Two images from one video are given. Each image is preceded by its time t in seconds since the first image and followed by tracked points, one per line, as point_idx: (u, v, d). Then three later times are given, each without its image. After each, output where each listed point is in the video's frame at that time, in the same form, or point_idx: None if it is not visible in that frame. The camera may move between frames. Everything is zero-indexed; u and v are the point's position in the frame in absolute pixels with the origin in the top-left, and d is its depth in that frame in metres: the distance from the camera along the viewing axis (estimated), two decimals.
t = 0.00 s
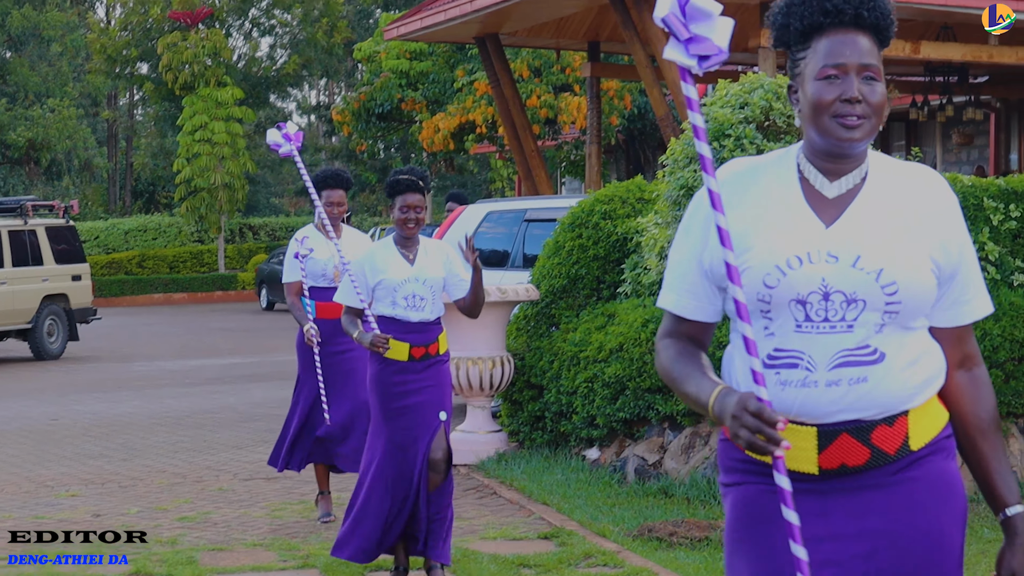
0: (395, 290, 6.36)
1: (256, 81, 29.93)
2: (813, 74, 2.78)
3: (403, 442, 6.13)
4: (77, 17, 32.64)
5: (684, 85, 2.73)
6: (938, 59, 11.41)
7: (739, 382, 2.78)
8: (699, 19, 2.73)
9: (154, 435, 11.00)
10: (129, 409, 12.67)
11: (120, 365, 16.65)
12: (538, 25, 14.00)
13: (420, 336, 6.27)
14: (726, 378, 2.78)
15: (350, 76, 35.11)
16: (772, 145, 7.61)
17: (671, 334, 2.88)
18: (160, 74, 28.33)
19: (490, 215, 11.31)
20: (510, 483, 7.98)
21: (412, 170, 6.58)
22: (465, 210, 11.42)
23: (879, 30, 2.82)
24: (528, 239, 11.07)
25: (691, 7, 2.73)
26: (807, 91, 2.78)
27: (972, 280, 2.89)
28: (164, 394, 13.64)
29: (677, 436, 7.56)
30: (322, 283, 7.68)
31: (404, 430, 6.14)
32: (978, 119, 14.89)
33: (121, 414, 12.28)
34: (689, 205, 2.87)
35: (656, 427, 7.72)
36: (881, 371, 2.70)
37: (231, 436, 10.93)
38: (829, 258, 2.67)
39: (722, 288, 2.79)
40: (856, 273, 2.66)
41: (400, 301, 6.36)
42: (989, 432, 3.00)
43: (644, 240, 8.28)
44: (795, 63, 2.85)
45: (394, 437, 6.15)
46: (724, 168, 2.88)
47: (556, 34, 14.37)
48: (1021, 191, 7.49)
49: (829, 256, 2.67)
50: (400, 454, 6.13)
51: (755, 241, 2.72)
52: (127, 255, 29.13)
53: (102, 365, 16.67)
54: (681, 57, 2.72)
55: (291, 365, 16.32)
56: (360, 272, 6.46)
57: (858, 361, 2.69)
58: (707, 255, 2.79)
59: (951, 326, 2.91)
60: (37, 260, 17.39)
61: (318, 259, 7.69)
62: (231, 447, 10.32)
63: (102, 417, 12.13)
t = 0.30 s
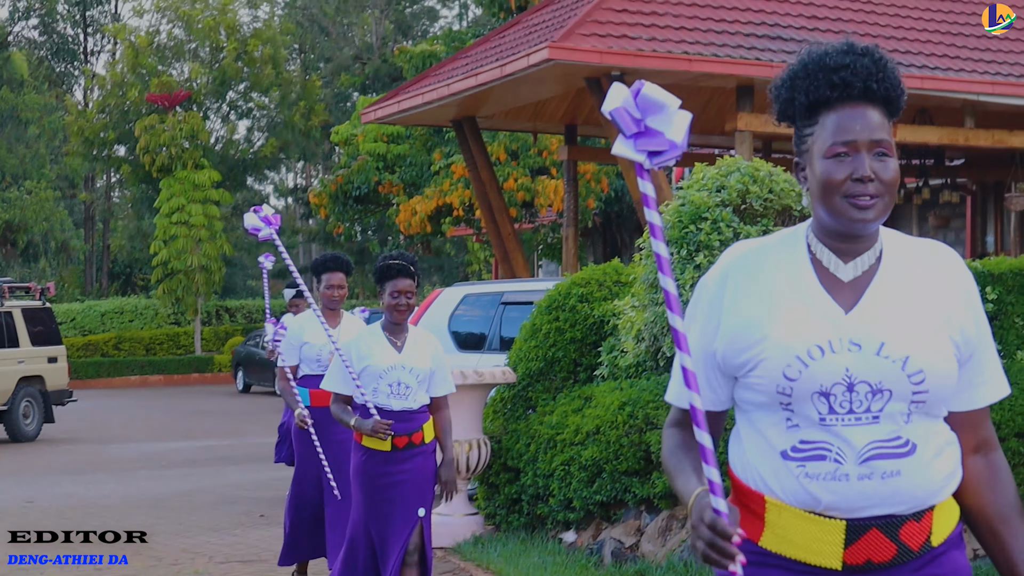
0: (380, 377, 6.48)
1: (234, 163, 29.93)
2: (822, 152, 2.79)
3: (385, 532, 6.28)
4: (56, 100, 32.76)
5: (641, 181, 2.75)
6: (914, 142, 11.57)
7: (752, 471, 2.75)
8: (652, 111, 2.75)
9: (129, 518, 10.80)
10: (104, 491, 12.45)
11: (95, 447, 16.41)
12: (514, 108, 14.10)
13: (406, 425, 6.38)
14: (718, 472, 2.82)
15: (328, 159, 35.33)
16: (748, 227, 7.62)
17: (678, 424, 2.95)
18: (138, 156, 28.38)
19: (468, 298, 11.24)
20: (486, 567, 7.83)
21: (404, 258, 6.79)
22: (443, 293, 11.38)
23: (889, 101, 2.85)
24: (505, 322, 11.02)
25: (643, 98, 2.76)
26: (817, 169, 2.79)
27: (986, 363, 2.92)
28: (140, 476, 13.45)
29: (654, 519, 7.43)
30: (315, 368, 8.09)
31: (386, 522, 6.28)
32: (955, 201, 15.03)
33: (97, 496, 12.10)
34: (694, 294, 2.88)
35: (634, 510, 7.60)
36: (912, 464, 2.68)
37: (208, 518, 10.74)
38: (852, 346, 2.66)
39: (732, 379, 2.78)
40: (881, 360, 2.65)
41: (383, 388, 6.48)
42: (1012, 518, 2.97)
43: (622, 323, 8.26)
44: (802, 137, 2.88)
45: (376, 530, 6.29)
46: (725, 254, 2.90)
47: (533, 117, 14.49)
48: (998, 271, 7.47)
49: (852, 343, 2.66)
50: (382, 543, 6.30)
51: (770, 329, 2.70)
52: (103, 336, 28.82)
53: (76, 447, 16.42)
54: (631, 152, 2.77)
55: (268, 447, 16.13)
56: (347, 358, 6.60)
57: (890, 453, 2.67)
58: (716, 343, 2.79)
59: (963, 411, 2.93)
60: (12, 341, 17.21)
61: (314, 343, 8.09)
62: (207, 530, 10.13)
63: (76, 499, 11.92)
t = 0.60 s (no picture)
0: (352, 399, 6.51)
1: (197, 188, 29.77)
2: (796, 165, 2.74)
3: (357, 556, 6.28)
4: (18, 125, 32.51)
5: (642, 198, 2.61)
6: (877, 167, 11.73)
7: (752, 502, 2.65)
8: (655, 124, 2.63)
9: (91, 544, 10.64)
10: (65, 516, 12.27)
11: (55, 473, 16.17)
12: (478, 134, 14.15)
13: (380, 447, 6.39)
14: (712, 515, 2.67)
15: (291, 185, 35.28)
16: (712, 253, 7.64)
17: (651, 469, 2.78)
18: (101, 181, 28.18)
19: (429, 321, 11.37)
20: None
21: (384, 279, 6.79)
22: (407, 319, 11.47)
23: (866, 109, 2.80)
24: (468, 347, 10.98)
25: (645, 110, 2.64)
26: (791, 184, 2.74)
27: (971, 379, 2.93)
28: (103, 501, 13.28)
29: (617, 543, 7.39)
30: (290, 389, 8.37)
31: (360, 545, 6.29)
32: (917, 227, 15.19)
33: (59, 521, 11.94)
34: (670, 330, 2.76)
35: (598, 534, 7.58)
36: (928, 486, 2.65)
37: (171, 544, 10.61)
38: (858, 361, 2.60)
39: (719, 412, 2.67)
40: (890, 374, 2.61)
41: (355, 410, 6.50)
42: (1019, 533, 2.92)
43: (585, 347, 8.29)
44: (774, 149, 2.82)
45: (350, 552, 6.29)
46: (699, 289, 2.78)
47: (496, 142, 14.49)
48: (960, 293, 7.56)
49: (858, 359, 2.61)
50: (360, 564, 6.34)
51: (766, 354, 2.61)
52: (65, 361, 28.39)
53: (36, 473, 16.18)
54: (633, 169, 2.62)
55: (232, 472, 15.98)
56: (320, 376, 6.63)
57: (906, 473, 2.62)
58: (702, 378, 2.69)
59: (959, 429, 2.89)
60: None
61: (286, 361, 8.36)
62: (171, 555, 10.00)
63: (37, 525, 11.74)
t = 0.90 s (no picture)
0: (346, 414, 6.64)
1: (175, 202, 29.67)
2: (802, 169, 2.62)
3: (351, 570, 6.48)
4: None
5: (676, 154, 2.51)
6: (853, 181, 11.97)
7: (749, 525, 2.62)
8: (680, 76, 2.55)
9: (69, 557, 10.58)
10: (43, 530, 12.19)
11: (33, 487, 16.06)
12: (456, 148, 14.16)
13: (373, 463, 6.59)
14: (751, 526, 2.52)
15: (269, 198, 35.24)
16: (690, 267, 7.71)
17: (666, 495, 2.61)
18: (78, 195, 28.11)
19: (409, 335, 11.37)
20: None
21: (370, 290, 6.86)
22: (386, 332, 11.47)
23: (877, 110, 2.69)
24: (447, 360, 10.98)
25: (668, 64, 2.55)
26: (796, 188, 2.63)
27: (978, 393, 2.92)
28: (81, 514, 13.20)
29: (597, 557, 7.41)
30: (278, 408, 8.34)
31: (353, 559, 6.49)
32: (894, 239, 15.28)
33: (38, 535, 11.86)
34: (670, 343, 2.62)
35: (577, 548, 7.58)
36: (929, 509, 2.65)
37: (151, 557, 10.55)
38: (867, 384, 2.57)
39: (723, 433, 2.59)
40: (901, 396, 2.58)
41: (351, 425, 6.64)
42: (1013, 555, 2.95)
43: (563, 361, 8.32)
44: (776, 147, 2.70)
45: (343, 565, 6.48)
46: (698, 294, 2.65)
47: (475, 156, 14.49)
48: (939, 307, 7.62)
49: (867, 380, 2.57)
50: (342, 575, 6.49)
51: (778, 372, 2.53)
52: (43, 375, 28.08)
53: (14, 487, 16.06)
54: (673, 121, 2.53)
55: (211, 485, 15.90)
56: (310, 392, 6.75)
57: (910, 498, 2.62)
58: (705, 398, 2.58)
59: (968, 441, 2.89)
60: None
61: (272, 382, 8.39)
62: (150, 569, 9.95)
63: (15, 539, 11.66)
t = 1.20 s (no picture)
0: (351, 412, 6.52)
1: (160, 202, 29.51)
2: (845, 154, 2.52)
3: None
4: None
5: (731, 163, 2.36)
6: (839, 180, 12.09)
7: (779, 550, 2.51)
8: (737, 78, 2.41)
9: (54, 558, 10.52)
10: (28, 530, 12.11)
11: (17, 487, 15.95)
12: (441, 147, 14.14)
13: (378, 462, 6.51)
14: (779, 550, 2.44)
15: (253, 198, 35.15)
16: (675, 267, 7.70)
17: (686, 504, 2.55)
18: (64, 195, 28.00)
19: (394, 335, 11.33)
20: None
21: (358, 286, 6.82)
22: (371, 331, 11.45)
23: (925, 96, 2.60)
24: (432, 361, 10.98)
25: (729, 64, 2.41)
26: (838, 175, 2.52)
27: None
28: (66, 515, 13.13)
29: (582, 557, 7.41)
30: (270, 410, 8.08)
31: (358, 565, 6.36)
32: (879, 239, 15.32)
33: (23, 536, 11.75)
34: (699, 339, 2.57)
35: (562, 549, 7.58)
36: (965, 534, 2.47)
37: (137, 559, 10.51)
38: (898, 391, 2.41)
39: (749, 438, 2.52)
40: (934, 408, 2.42)
41: (355, 423, 6.53)
42: None
43: (549, 361, 8.32)
44: (819, 138, 2.60)
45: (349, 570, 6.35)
46: (732, 293, 2.59)
47: (461, 156, 14.48)
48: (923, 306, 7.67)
49: (898, 388, 2.42)
50: None
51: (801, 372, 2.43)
52: (28, 375, 27.84)
53: None
54: (736, 129, 2.38)
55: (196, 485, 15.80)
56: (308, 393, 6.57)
57: (942, 521, 2.45)
58: (727, 400, 2.52)
59: None
60: None
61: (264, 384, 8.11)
62: (137, 570, 9.90)
63: None
